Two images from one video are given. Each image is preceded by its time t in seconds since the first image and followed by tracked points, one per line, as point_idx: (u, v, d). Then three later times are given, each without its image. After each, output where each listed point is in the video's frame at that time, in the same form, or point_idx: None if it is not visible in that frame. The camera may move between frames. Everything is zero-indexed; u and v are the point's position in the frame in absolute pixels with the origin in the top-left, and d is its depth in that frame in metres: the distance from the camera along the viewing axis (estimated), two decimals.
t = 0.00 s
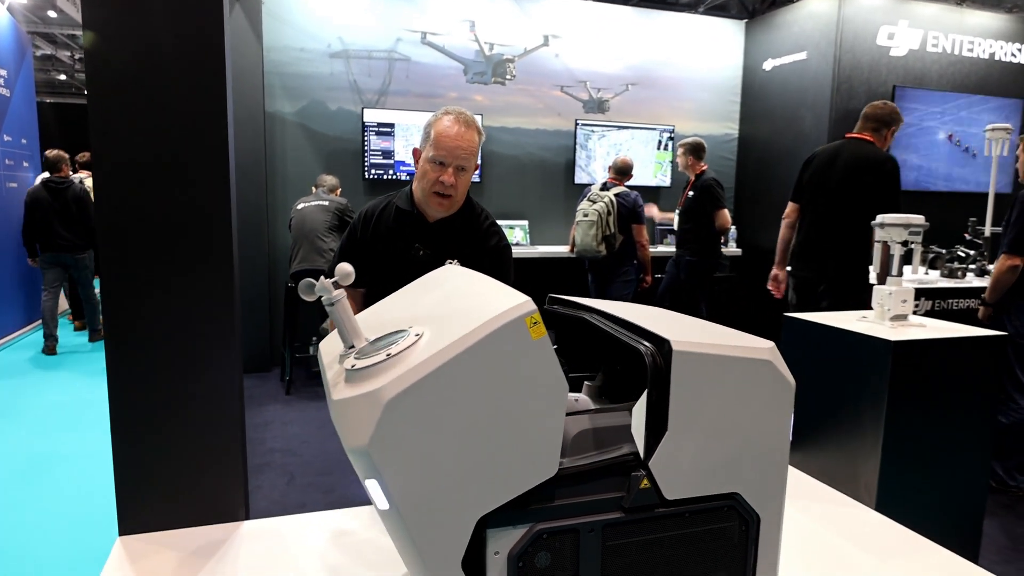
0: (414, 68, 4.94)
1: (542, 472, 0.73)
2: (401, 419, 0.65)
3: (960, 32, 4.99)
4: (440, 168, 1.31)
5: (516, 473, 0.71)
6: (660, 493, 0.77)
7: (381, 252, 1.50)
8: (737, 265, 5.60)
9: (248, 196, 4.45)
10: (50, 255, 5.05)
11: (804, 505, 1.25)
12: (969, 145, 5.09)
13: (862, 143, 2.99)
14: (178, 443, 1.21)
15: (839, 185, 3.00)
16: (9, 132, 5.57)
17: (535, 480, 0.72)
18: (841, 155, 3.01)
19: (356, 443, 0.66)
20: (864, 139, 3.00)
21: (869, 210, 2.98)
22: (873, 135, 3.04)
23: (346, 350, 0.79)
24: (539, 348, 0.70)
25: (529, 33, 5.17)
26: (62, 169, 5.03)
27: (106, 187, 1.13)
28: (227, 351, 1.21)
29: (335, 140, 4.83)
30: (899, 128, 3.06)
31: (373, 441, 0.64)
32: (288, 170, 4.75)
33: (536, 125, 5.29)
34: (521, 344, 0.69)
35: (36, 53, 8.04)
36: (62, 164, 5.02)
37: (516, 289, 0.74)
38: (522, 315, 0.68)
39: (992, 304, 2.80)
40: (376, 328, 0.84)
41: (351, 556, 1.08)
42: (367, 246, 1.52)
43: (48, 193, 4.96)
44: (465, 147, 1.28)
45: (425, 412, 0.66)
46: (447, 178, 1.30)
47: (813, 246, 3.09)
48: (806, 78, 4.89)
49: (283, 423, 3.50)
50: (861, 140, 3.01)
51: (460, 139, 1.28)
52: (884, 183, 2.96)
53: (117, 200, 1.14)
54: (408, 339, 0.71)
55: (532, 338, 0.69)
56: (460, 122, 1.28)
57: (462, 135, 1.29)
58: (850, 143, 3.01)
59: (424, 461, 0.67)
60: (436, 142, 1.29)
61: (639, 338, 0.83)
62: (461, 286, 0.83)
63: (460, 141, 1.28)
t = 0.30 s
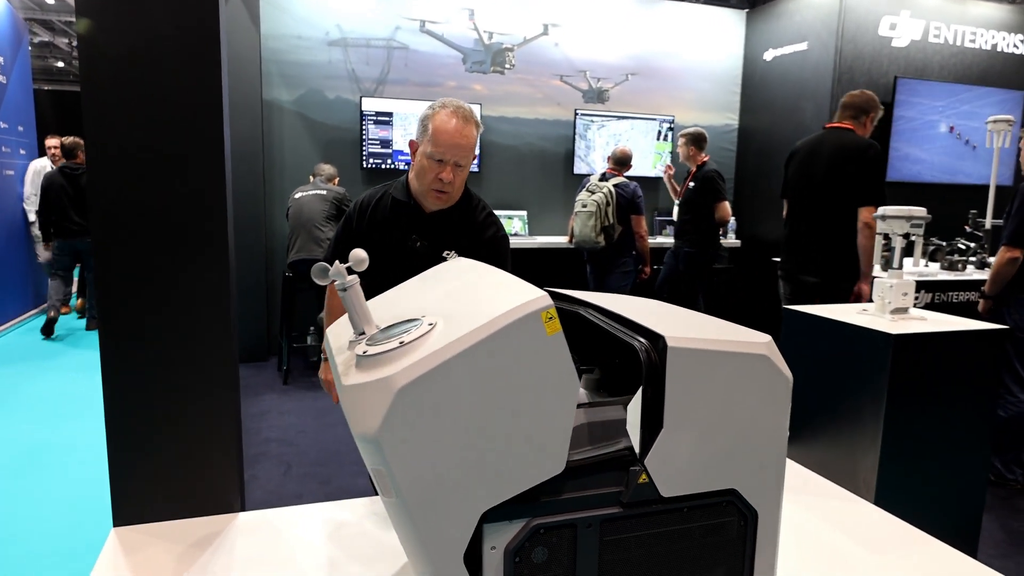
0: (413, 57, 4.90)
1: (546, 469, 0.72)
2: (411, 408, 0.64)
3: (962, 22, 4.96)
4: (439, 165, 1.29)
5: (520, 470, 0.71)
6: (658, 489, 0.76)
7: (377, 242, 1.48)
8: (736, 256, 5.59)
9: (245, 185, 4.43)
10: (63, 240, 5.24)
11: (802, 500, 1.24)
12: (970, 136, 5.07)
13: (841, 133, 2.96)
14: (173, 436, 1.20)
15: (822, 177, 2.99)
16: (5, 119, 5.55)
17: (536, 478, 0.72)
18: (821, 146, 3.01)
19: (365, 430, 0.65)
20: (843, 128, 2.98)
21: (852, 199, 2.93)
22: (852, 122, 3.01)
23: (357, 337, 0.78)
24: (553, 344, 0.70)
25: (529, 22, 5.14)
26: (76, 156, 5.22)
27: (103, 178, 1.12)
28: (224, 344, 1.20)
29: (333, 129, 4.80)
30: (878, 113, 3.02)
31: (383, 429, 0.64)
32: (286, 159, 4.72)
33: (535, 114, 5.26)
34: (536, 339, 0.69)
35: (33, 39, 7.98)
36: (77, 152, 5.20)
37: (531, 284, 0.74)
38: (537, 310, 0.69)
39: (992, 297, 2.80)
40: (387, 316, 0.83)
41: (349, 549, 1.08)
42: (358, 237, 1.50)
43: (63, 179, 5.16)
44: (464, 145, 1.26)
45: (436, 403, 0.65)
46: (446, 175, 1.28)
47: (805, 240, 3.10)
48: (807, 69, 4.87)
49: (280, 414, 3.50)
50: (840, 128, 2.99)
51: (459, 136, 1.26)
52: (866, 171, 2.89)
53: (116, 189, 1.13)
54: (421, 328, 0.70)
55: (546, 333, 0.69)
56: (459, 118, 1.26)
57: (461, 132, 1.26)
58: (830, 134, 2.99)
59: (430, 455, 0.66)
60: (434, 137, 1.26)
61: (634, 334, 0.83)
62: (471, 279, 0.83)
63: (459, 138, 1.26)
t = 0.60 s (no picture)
0: (410, 52, 4.87)
1: (555, 474, 0.71)
2: (421, 408, 0.64)
3: (961, 17, 4.94)
4: (436, 173, 1.27)
5: (528, 475, 0.70)
6: (659, 494, 0.75)
7: (374, 241, 1.47)
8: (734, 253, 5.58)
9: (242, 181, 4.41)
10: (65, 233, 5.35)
11: (804, 501, 1.23)
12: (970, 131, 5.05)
13: (823, 128, 2.95)
14: (168, 438, 1.18)
15: (806, 174, 2.98)
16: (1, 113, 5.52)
17: (541, 483, 0.71)
18: (803, 143, 3.01)
19: (373, 428, 0.64)
20: (825, 123, 2.97)
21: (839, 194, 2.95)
22: (833, 118, 3.01)
23: (366, 333, 0.77)
24: (569, 349, 0.69)
25: (527, 17, 5.11)
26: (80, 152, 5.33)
27: (98, 176, 1.10)
28: (220, 346, 1.18)
29: (330, 124, 4.77)
30: (859, 106, 3.02)
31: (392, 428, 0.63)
32: (283, 155, 4.69)
33: (533, 110, 5.23)
34: (552, 343, 0.68)
35: (30, 33, 7.93)
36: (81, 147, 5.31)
37: (548, 288, 0.73)
38: (554, 314, 0.67)
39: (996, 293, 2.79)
40: (397, 313, 0.82)
41: (346, 552, 1.06)
42: (353, 235, 1.49)
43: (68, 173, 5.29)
44: (462, 153, 1.24)
45: (448, 405, 0.65)
46: (443, 183, 1.27)
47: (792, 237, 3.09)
48: (805, 64, 4.85)
49: (276, 411, 3.48)
50: (822, 124, 2.98)
51: (457, 144, 1.24)
52: (852, 166, 2.88)
53: (113, 186, 1.11)
54: (435, 328, 0.69)
55: (562, 338, 0.68)
56: (456, 126, 1.23)
57: (459, 139, 1.24)
58: (812, 130, 2.98)
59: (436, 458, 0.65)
60: (431, 146, 1.24)
61: (634, 336, 0.81)
62: (483, 280, 0.82)
63: (456, 147, 1.24)
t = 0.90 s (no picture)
0: (408, 51, 4.85)
1: (565, 480, 0.70)
2: (436, 410, 0.63)
3: (959, 15, 4.94)
4: (430, 163, 1.27)
5: (537, 482, 0.69)
6: (665, 498, 0.73)
7: (370, 241, 1.45)
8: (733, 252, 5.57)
9: (238, 181, 4.39)
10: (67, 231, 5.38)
11: (810, 502, 1.22)
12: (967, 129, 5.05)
13: (825, 125, 2.95)
14: (162, 442, 1.16)
15: (807, 172, 2.98)
16: None
17: (549, 490, 0.69)
18: (805, 140, 3.00)
19: (387, 427, 0.63)
20: (827, 120, 2.98)
21: (840, 193, 2.94)
22: (832, 114, 3.03)
23: (379, 331, 0.76)
24: (588, 354, 0.68)
25: (524, 16, 5.09)
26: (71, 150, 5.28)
27: (91, 176, 1.08)
28: (215, 348, 1.17)
29: (327, 124, 4.75)
30: (859, 102, 3.03)
31: (406, 428, 0.62)
32: (280, 154, 4.67)
33: (531, 109, 5.21)
34: (570, 348, 0.67)
35: (26, 33, 7.89)
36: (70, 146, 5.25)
37: (567, 294, 0.72)
38: (574, 318, 0.67)
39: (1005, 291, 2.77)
40: (411, 310, 0.81)
41: (344, 557, 1.05)
42: (350, 234, 1.47)
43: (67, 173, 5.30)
44: (455, 142, 1.24)
45: (463, 409, 0.64)
46: (437, 174, 1.27)
47: (790, 236, 3.07)
48: (803, 63, 4.84)
49: (273, 413, 3.46)
50: (824, 121, 2.99)
51: (449, 132, 1.24)
52: (854, 165, 2.89)
53: (110, 185, 1.09)
54: (453, 328, 0.68)
55: (583, 343, 0.67)
56: (449, 115, 1.24)
57: (451, 128, 1.24)
58: (814, 128, 2.99)
59: (445, 463, 0.64)
60: (424, 136, 1.24)
61: (637, 337, 0.80)
62: (498, 284, 0.80)
63: (449, 135, 1.24)
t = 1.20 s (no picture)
0: (401, 48, 4.83)
1: (565, 479, 0.70)
2: (439, 404, 0.63)
3: (957, 6, 4.93)
4: (419, 146, 1.30)
5: (535, 479, 0.68)
6: (656, 493, 0.73)
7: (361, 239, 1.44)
8: (730, 246, 5.57)
9: (232, 179, 4.37)
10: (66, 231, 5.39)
11: (808, 498, 1.21)
12: (967, 122, 5.06)
13: (833, 118, 2.97)
14: (157, 441, 1.16)
15: (815, 165, 2.97)
16: None
17: (547, 488, 0.69)
18: (813, 133, 3.00)
19: (390, 416, 0.63)
20: (835, 113, 2.98)
21: (849, 188, 2.94)
22: (839, 106, 3.03)
23: (385, 322, 0.78)
24: (594, 353, 0.68)
25: (518, 11, 5.07)
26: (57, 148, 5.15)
27: (83, 174, 1.07)
28: (210, 346, 1.16)
29: (321, 121, 4.73)
30: (869, 94, 3.03)
31: (409, 419, 0.62)
32: (274, 152, 4.66)
33: (526, 105, 5.20)
34: (577, 346, 0.67)
35: (20, 33, 7.88)
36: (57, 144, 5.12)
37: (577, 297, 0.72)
38: (582, 317, 0.67)
39: (997, 286, 2.79)
40: (416, 307, 0.83)
41: (339, 553, 1.04)
42: (341, 231, 1.46)
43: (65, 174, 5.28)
44: (444, 124, 1.28)
45: (466, 403, 0.64)
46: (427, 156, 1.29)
47: (799, 230, 3.06)
48: (800, 56, 4.83)
49: (269, 410, 3.45)
50: (832, 114, 2.99)
51: (439, 115, 1.28)
52: (861, 160, 2.91)
53: (104, 186, 1.08)
54: (461, 322, 0.69)
55: (589, 341, 0.67)
56: (440, 98, 1.28)
57: (441, 111, 1.28)
58: (820, 120, 2.99)
59: (447, 460, 0.64)
60: (415, 118, 1.28)
61: (628, 331, 0.80)
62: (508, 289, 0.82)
63: (440, 117, 1.28)
